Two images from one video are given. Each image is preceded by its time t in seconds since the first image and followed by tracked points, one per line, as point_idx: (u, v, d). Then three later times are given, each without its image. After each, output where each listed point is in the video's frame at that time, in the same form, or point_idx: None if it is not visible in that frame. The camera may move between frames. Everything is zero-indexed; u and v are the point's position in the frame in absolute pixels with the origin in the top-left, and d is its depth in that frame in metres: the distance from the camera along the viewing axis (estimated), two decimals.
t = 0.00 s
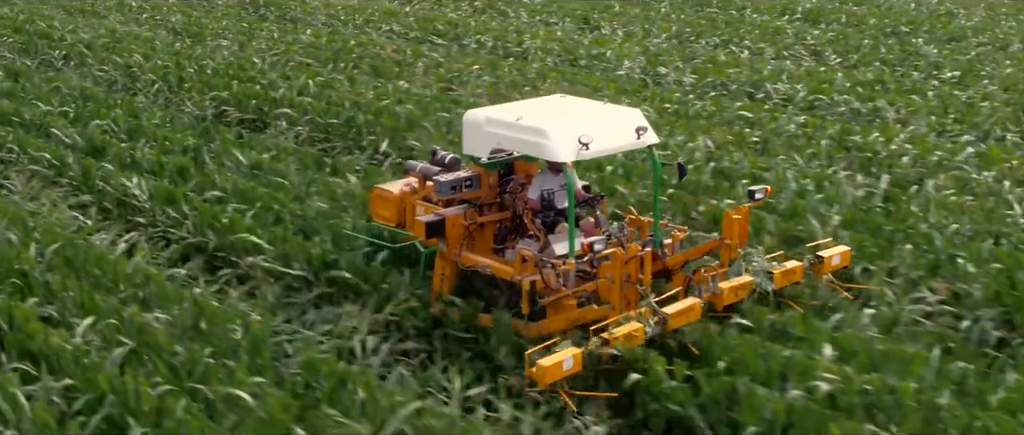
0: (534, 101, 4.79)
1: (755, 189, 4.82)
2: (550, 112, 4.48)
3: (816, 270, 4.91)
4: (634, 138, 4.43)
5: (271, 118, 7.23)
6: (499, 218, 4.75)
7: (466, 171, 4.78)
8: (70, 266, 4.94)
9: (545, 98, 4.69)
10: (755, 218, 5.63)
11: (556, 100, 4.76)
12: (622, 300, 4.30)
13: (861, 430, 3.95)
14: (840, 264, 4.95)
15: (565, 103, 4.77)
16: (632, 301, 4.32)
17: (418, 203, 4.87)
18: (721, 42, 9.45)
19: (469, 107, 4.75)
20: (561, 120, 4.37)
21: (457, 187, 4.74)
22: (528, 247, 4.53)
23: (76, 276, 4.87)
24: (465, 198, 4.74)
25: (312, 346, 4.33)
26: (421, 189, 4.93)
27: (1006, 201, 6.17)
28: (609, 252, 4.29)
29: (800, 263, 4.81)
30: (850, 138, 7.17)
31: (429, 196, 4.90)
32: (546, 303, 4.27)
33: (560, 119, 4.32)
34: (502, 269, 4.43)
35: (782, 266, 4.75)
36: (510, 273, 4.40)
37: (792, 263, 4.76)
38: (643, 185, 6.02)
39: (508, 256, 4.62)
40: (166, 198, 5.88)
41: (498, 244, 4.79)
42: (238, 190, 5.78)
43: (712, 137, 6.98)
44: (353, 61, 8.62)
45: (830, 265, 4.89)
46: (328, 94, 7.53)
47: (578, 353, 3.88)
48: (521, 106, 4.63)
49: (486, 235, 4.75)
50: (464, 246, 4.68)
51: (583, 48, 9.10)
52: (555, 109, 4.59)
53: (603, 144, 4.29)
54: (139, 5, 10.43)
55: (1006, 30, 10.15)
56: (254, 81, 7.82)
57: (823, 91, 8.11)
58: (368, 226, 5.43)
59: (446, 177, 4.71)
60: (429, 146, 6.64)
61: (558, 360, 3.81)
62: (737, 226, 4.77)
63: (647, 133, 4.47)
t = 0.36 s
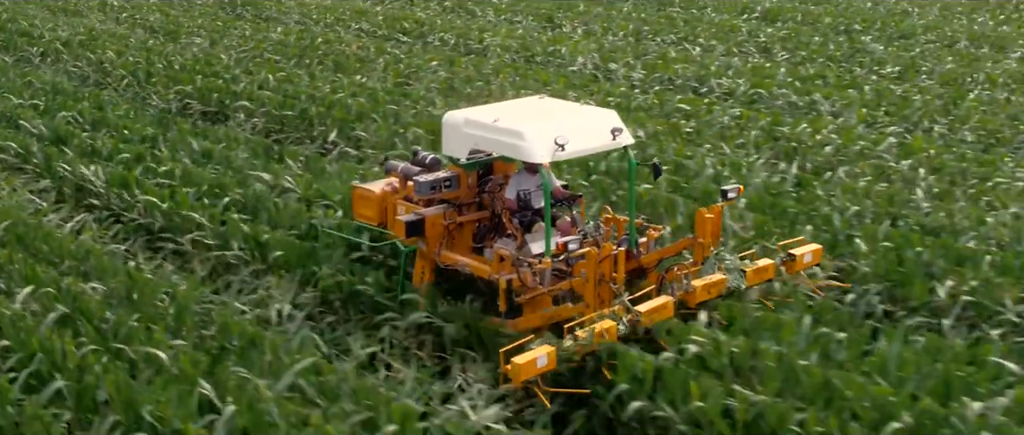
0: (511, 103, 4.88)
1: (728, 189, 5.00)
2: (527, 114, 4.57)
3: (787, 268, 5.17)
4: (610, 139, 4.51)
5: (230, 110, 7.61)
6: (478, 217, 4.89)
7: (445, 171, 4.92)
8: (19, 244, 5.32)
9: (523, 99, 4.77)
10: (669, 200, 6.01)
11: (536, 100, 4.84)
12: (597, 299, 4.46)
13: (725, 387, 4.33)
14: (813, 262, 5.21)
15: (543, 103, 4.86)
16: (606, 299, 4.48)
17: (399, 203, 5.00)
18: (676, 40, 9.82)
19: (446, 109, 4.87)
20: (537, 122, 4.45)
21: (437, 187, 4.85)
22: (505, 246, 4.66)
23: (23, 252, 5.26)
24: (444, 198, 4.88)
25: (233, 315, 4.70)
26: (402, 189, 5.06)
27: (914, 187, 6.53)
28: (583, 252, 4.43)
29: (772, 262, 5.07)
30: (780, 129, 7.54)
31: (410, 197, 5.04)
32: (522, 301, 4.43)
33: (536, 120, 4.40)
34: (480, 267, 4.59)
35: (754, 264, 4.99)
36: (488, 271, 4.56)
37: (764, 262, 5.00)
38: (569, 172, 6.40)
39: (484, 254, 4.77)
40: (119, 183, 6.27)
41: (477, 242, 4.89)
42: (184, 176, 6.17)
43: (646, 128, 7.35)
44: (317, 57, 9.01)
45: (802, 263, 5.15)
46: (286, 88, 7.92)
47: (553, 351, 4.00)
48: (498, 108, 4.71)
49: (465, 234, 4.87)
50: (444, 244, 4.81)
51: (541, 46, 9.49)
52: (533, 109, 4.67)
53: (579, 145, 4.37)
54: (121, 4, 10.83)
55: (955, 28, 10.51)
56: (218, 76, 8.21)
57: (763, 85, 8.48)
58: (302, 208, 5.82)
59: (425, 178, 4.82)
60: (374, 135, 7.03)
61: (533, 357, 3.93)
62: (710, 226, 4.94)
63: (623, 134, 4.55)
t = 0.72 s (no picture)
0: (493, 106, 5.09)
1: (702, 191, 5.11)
2: (508, 118, 4.78)
3: (762, 269, 5.26)
4: (588, 142, 4.71)
5: (193, 103, 8.02)
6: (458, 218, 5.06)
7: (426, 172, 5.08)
8: None
9: (506, 103, 4.98)
10: (591, 187, 6.39)
11: (517, 104, 5.05)
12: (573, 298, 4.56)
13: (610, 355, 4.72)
14: (785, 263, 5.29)
15: (525, 106, 5.07)
16: (581, 298, 4.60)
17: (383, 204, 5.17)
18: (632, 39, 10.23)
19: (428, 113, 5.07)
20: (516, 124, 4.66)
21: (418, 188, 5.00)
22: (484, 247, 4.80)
23: None
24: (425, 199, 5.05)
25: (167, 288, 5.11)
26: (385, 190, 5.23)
27: (830, 175, 6.91)
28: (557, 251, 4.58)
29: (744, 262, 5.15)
30: (714, 122, 7.93)
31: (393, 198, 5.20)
32: (500, 300, 4.55)
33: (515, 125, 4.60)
34: (460, 267, 4.74)
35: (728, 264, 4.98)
36: (467, 271, 4.71)
37: (737, 261, 5.08)
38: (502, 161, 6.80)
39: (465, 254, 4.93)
40: (78, 171, 6.67)
41: (457, 243, 5.04)
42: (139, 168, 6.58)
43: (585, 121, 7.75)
44: (285, 55, 9.43)
45: (774, 264, 5.23)
46: (248, 84, 8.33)
47: (526, 349, 4.18)
48: (479, 112, 4.92)
49: (446, 234, 5.03)
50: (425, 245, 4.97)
51: (500, 45, 9.89)
52: (513, 114, 4.87)
53: (556, 148, 4.57)
54: (104, 4, 11.25)
55: (905, 28, 10.90)
56: (186, 73, 8.63)
57: (707, 81, 8.88)
58: (245, 193, 6.22)
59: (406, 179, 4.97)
60: (325, 127, 7.43)
61: (507, 356, 4.11)
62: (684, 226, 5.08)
63: (600, 138, 4.75)
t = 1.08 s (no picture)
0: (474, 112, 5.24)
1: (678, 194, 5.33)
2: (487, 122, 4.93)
3: (735, 270, 5.47)
4: (564, 147, 4.87)
5: (160, 99, 8.45)
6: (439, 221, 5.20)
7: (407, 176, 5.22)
8: None
9: (485, 108, 5.13)
10: (520, 177, 6.81)
11: (497, 110, 5.21)
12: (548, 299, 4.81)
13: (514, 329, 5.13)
14: (760, 265, 5.52)
15: (504, 112, 5.23)
16: (557, 300, 4.83)
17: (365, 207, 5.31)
18: (592, 39, 10.65)
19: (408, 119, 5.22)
20: (494, 130, 4.82)
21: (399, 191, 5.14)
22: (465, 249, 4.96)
23: None
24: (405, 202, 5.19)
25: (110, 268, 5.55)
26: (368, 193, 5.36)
27: (754, 166, 7.32)
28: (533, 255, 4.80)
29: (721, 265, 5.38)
30: (654, 116, 8.35)
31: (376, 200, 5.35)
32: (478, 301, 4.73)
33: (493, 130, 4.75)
34: (440, 269, 4.90)
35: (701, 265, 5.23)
36: (448, 273, 4.87)
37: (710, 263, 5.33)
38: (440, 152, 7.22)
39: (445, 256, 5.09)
40: (41, 161, 7.10)
41: (438, 245, 5.20)
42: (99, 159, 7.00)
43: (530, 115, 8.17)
44: (255, 53, 9.86)
45: (748, 266, 5.47)
46: (215, 81, 8.75)
47: (501, 350, 4.39)
48: (460, 118, 5.08)
49: (427, 237, 5.18)
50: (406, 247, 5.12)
51: (463, 44, 10.32)
52: (492, 118, 5.02)
53: (533, 153, 4.73)
54: (87, 4, 11.68)
55: (858, 29, 11.32)
56: (156, 71, 9.06)
57: (655, 79, 9.29)
58: (195, 181, 6.65)
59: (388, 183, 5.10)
60: (281, 122, 7.86)
61: (483, 355, 4.32)
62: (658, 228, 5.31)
63: (576, 142, 4.92)
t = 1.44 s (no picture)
0: (455, 118, 5.43)
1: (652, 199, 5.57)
2: (466, 128, 5.12)
3: (710, 273, 5.65)
4: (541, 152, 5.07)
5: (129, 95, 8.90)
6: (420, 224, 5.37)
7: (390, 180, 5.38)
8: None
9: (466, 115, 5.32)
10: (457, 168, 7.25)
11: (477, 116, 5.40)
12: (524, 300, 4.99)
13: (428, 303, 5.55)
14: (733, 266, 5.70)
15: (485, 118, 5.42)
16: (533, 302, 5.01)
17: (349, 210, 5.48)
18: (554, 40, 11.11)
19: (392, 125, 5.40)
20: (472, 136, 5.01)
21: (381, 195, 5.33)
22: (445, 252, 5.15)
23: None
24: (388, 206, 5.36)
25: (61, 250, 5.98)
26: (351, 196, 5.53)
27: (685, 160, 7.74)
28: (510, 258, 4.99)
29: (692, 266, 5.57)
30: (598, 112, 8.79)
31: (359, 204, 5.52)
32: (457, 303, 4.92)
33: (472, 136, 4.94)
34: (421, 271, 5.06)
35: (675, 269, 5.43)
36: (428, 275, 5.05)
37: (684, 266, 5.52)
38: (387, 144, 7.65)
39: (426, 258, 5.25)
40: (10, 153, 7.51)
41: (419, 248, 5.38)
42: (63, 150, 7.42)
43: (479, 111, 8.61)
44: (227, 53, 10.30)
45: (721, 267, 5.64)
46: (184, 78, 9.18)
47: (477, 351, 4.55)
48: (441, 124, 5.27)
49: (409, 239, 5.37)
50: (389, 249, 5.29)
51: (428, 43, 10.78)
52: (472, 124, 5.20)
53: (511, 158, 4.92)
54: (72, 4, 12.12)
55: (813, 30, 11.77)
56: (129, 69, 9.50)
57: (606, 76, 9.73)
58: (151, 171, 7.09)
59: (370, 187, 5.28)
60: (241, 117, 8.31)
61: (460, 357, 4.49)
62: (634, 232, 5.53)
63: (553, 147, 5.12)
